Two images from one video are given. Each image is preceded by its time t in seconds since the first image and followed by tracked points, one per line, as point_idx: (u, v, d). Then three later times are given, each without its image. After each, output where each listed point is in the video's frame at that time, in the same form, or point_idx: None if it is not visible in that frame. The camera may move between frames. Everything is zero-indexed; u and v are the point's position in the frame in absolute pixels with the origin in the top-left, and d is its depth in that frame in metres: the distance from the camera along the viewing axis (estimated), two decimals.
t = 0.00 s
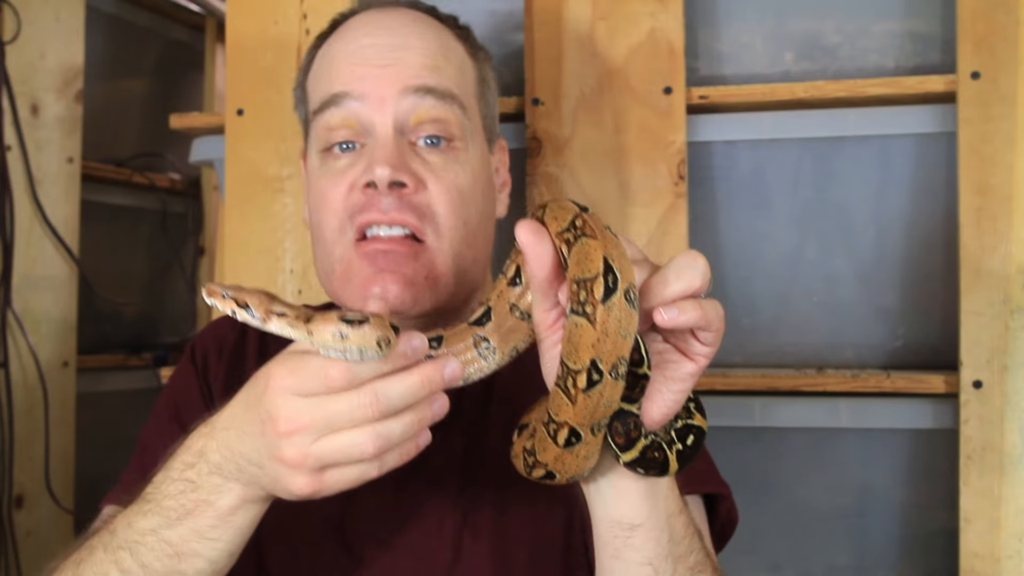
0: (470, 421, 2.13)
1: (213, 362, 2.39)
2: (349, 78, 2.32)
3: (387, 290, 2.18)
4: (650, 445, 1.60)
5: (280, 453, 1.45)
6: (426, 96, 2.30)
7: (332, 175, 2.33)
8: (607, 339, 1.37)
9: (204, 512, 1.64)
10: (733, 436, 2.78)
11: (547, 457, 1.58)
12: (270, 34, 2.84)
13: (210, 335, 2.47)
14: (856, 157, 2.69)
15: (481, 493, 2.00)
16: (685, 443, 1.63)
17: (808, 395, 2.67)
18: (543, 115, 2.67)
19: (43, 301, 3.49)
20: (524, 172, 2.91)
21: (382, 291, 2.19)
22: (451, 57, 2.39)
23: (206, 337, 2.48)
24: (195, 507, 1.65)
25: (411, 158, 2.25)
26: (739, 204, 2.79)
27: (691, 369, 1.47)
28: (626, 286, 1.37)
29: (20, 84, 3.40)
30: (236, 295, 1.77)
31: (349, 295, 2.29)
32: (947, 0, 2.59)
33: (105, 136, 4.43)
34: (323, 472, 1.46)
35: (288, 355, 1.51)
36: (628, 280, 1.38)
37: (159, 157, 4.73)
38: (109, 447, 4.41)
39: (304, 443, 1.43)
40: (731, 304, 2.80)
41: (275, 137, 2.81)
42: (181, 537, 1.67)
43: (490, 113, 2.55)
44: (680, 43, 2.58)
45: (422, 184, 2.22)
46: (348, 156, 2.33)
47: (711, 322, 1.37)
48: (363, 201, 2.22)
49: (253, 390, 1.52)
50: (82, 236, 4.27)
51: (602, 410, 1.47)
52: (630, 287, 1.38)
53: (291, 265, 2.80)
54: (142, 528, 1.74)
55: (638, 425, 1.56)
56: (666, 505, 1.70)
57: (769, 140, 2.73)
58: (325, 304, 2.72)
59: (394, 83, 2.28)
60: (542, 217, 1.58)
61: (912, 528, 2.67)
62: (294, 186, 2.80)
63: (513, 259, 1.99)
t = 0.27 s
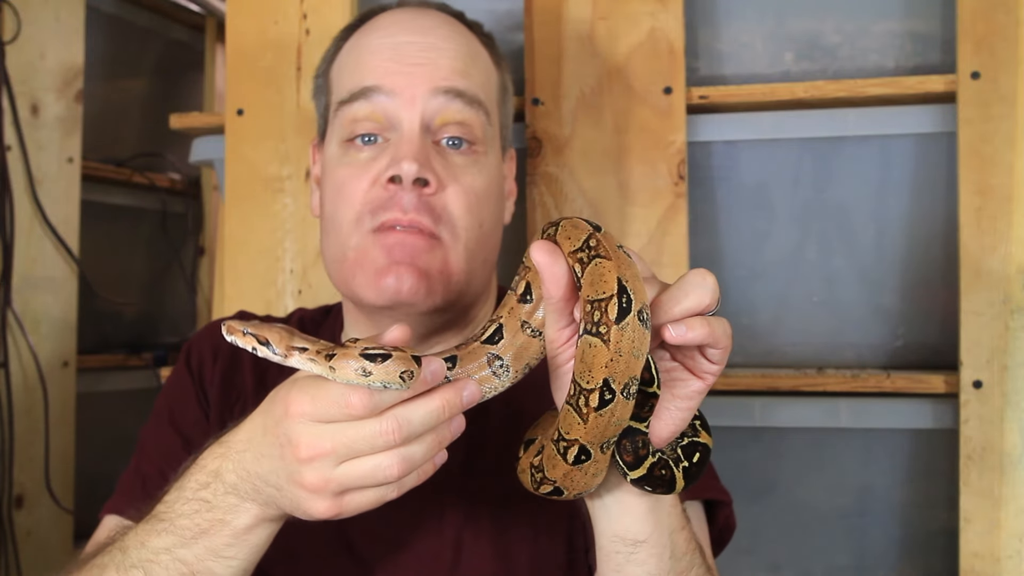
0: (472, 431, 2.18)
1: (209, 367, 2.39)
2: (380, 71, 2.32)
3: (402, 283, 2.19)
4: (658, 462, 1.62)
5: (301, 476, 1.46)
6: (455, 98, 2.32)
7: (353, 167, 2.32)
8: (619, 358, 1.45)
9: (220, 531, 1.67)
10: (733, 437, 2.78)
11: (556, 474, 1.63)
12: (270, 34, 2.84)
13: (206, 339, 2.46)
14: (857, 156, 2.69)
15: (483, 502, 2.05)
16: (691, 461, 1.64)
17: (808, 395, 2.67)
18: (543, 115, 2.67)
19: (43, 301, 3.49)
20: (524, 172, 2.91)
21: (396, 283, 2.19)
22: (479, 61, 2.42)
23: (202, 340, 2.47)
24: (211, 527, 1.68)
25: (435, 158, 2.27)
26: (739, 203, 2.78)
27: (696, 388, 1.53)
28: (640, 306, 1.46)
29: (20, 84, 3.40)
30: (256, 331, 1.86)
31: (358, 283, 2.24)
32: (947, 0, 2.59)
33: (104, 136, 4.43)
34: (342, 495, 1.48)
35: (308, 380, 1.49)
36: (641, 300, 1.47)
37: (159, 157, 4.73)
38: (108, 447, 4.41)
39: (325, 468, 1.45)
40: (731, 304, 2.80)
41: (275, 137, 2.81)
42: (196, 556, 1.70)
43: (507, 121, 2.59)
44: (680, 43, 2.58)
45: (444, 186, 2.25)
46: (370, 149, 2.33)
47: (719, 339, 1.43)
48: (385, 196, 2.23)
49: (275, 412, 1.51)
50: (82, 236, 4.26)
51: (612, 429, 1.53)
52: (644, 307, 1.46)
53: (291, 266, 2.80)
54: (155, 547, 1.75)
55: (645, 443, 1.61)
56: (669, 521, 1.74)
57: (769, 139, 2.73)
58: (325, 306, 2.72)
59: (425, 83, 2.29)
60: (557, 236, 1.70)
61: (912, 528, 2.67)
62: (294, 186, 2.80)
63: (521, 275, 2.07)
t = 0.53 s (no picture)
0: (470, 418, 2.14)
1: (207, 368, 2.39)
2: (375, 71, 2.33)
3: (400, 287, 2.20)
4: (654, 434, 1.62)
5: (298, 436, 1.45)
6: (450, 97, 2.33)
7: (348, 164, 2.31)
8: (615, 323, 1.46)
9: (221, 505, 1.64)
10: (732, 437, 2.78)
11: (553, 443, 1.59)
12: (270, 34, 2.84)
13: (206, 341, 2.45)
14: (857, 157, 2.69)
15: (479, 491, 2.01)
16: (686, 436, 1.66)
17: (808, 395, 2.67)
18: (543, 115, 2.67)
19: (43, 301, 3.48)
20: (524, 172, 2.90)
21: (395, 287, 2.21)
22: (474, 62, 2.44)
23: (201, 343, 2.46)
24: (212, 502, 1.65)
25: (430, 154, 2.26)
26: (739, 203, 2.78)
27: (691, 361, 1.54)
28: (636, 276, 1.47)
29: (20, 84, 3.40)
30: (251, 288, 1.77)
31: (358, 282, 2.26)
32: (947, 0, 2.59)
33: (105, 136, 4.43)
34: (341, 454, 1.45)
35: (307, 344, 1.52)
36: (637, 271, 1.47)
37: (159, 157, 4.73)
38: (108, 447, 4.41)
39: (323, 425, 1.44)
40: (731, 303, 2.80)
41: (275, 137, 2.81)
42: (198, 533, 1.65)
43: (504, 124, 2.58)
44: (680, 43, 2.58)
45: (439, 181, 2.24)
46: (366, 147, 2.33)
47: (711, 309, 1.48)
48: (379, 191, 2.22)
49: (273, 380, 1.53)
50: (82, 236, 4.26)
51: (609, 397, 1.52)
52: (640, 278, 1.47)
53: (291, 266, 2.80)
54: (157, 526, 1.71)
55: (642, 415, 1.58)
56: (666, 499, 1.70)
57: (769, 140, 2.73)
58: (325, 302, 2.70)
59: (420, 82, 2.31)
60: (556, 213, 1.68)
61: (912, 528, 2.67)
62: (294, 185, 2.80)
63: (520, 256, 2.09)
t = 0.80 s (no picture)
0: (469, 415, 2.11)
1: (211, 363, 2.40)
2: (362, 73, 2.33)
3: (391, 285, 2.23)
4: (650, 379, 1.57)
5: (286, 379, 1.46)
6: (437, 95, 2.31)
7: (341, 168, 2.33)
8: (612, 260, 1.45)
9: (209, 463, 1.67)
10: (732, 437, 2.79)
11: (548, 391, 1.59)
12: (270, 33, 2.84)
13: (208, 337, 2.48)
14: (856, 157, 2.69)
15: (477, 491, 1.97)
16: (681, 381, 1.62)
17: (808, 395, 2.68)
18: (543, 114, 2.67)
19: (42, 301, 3.48)
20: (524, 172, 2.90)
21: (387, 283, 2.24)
22: (462, 59, 2.43)
23: (204, 338, 2.48)
24: (200, 459, 1.68)
25: (418, 153, 2.25)
26: (739, 204, 2.78)
27: (683, 308, 1.51)
28: (632, 214, 1.49)
29: (20, 84, 3.41)
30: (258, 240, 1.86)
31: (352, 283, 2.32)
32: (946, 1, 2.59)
33: (105, 136, 4.43)
34: (330, 397, 1.46)
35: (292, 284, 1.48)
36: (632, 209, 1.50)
37: (159, 157, 4.73)
38: (108, 447, 4.40)
39: (309, 365, 1.44)
40: (732, 303, 2.80)
41: (275, 137, 2.81)
42: (186, 492, 1.69)
43: (496, 120, 2.58)
44: (680, 43, 2.58)
45: (428, 180, 2.24)
46: (357, 150, 2.34)
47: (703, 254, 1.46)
48: (370, 194, 2.22)
49: (261, 328, 1.54)
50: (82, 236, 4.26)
51: (604, 337, 1.49)
52: (635, 216, 1.49)
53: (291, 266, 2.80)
54: (146, 486, 1.74)
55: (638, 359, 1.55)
56: (660, 455, 1.71)
57: (769, 140, 2.73)
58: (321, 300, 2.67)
59: (407, 82, 2.30)
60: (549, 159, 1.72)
61: (912, 528, 2.67)
62: (294, 185, 2.80)
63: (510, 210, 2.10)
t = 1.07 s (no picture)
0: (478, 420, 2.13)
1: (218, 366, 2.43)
2: (333, 77, 2.36)
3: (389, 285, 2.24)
4: (618, 427, 1.58)
5: (267, 414, 1.44)
6: (407, 85, 2.33)
7: (327, 173, 2.36)
8: (575, 315, 1.34)
9: (199, 489, 1.66)
10: (732, 436, 2.79)
11: (514, 441, 1.53)
12: (270, 34, 2.84)
13: (216, 338, 2.51)
14: (856, 157, 2.69)
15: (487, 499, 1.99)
16: (652, 428, 1.61)
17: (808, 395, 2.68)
18: (543, 114, 2.67)
19: (42, 302, 3.48)
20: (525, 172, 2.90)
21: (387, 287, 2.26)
22: (428, 47, 2.43)
23: (211, 341, 2.51)
24: (190, 485, 1.67)
25: (398, 145, 2.26)
26: (739, 204, 2.78)
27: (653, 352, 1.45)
28: (597, 266, 1.34)
29: (20, 84, 3.41)
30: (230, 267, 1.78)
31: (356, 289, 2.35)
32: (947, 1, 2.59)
33: (105, 136, 4.43)
34: (313, 432, 1.44)
35: (273, 314, 1.47)
36: (598, 260, 1.34)
37: (159, 157, 4.73)
38: (109, 447, 4.41)
39: (290, 401, 1.41)
40: (732, 303, 2.80)
41: (275, 137, 2.81)
42: (177, 517, 1.69)
43: (479, 105, 2.55)
44: (680, 43, 2.58)
45: (411, 170, 2.24)
46: (341, 153, 2.36)
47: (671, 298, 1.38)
48: (358, 194, 2.25)
49: (243, 359, 1.51)
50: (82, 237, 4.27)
51: (569, 390, 1.44)
52: (601, 267, 1.34)
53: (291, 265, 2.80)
54: (139, 509, 1.76)
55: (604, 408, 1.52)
56: (638, 493, 1.64)
57: (769, 140, 2.73)
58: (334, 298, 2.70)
59: (375, 77, 2.32)
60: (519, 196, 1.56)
61: (912, 528, 2.67)
62: (294, 185, 2.80)
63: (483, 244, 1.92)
